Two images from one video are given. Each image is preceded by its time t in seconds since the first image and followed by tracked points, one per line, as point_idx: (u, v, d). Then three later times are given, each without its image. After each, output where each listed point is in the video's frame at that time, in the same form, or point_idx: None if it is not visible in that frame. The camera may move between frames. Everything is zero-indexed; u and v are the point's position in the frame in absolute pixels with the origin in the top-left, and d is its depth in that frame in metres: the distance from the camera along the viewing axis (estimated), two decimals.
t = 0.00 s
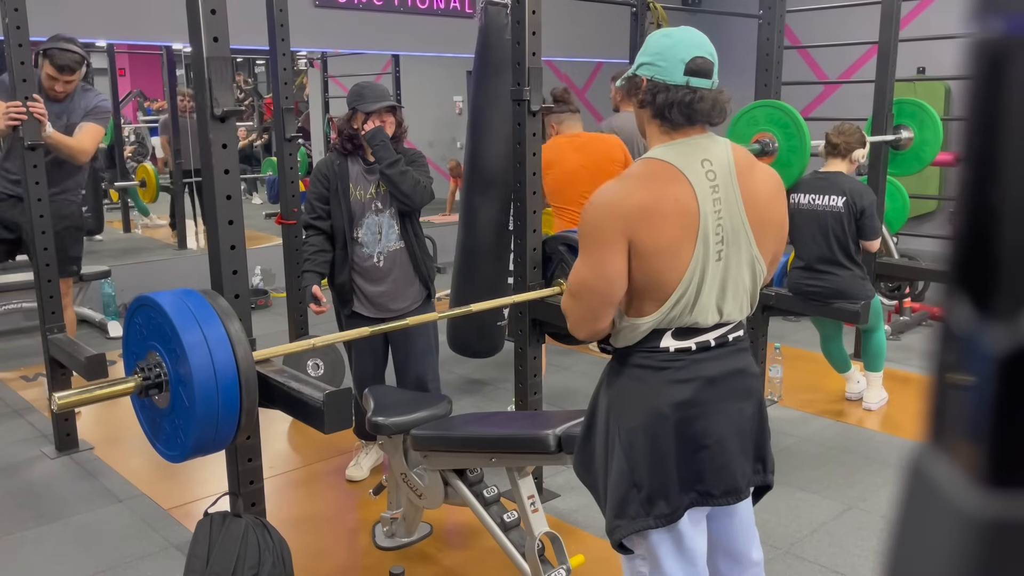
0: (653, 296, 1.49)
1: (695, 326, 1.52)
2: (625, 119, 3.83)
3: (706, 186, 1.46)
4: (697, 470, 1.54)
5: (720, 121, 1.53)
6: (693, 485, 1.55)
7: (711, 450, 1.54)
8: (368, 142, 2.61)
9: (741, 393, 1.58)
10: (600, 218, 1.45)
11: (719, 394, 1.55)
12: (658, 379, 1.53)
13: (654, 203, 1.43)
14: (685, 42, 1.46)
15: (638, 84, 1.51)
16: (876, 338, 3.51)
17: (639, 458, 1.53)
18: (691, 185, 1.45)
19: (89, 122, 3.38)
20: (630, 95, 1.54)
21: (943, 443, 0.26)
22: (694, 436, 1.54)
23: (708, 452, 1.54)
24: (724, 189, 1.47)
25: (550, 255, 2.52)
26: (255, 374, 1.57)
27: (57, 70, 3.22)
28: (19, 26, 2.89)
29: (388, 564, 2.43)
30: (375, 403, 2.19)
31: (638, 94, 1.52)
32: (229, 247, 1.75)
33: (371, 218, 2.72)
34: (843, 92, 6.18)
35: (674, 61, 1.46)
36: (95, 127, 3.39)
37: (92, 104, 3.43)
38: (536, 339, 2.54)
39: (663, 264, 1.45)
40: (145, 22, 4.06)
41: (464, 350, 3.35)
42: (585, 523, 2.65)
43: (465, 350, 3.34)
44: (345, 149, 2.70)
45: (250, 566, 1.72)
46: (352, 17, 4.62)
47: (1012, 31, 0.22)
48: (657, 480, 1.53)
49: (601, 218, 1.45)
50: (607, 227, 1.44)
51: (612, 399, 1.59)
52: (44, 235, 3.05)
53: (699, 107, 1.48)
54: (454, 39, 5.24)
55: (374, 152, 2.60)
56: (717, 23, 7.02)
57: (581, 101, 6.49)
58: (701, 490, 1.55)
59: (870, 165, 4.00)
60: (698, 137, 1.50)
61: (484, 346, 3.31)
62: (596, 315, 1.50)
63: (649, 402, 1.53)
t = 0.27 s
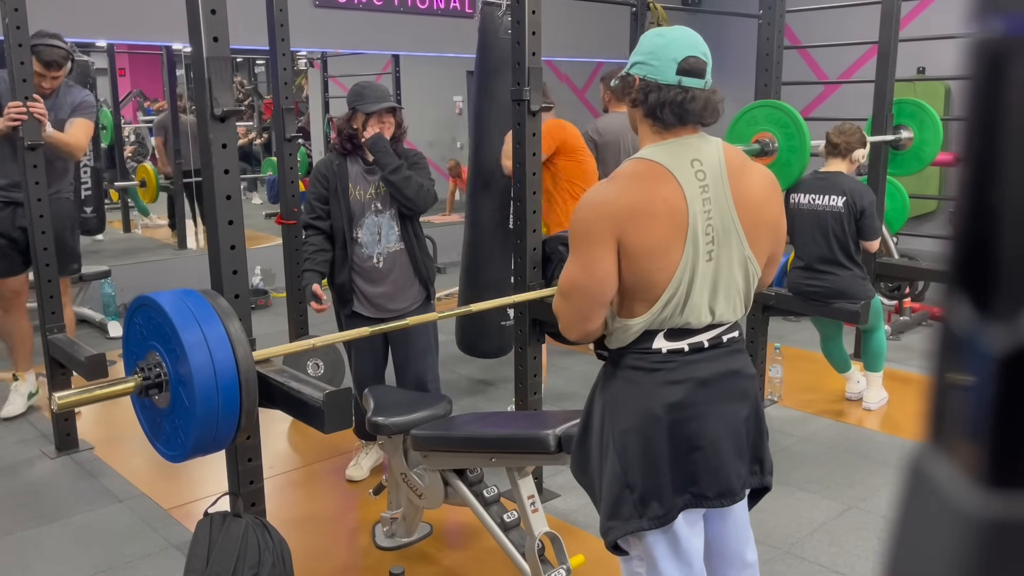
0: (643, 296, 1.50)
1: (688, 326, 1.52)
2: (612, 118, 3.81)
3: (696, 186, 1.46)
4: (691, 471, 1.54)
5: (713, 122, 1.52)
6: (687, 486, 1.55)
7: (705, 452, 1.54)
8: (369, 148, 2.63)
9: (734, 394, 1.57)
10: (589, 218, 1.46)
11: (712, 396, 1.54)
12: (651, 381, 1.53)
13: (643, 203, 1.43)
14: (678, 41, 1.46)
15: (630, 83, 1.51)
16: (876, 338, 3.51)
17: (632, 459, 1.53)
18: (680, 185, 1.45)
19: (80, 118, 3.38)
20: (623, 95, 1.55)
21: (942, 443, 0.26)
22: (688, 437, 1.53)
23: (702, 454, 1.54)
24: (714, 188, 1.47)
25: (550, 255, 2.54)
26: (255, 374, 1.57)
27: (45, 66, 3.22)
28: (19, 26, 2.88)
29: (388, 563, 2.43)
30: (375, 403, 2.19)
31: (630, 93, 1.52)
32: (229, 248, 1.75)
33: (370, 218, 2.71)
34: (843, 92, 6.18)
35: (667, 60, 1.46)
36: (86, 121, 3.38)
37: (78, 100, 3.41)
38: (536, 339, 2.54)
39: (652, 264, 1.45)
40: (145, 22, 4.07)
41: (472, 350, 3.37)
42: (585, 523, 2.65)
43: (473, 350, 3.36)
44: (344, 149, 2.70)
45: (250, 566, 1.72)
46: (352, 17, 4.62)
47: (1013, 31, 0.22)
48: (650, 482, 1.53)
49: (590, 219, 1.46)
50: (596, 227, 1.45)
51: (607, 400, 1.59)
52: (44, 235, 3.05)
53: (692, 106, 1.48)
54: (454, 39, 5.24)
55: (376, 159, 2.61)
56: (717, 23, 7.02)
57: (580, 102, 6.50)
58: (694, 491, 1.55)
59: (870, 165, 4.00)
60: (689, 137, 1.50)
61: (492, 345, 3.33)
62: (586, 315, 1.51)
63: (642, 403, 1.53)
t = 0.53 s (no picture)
0: (636, 297, 1.50)
1: (684, 327, 1.52)
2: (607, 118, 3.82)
3: (689, 187, 1.46)
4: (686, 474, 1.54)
5: (709, 123, 1.52)
6: (682, 489, 1.55)
7: (700, 454, 1.54)
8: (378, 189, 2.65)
9: (729, 397, 1.56)
10: (582, 219, 1.46)
11: (707, 398, 1.54)
12: (645, 382, 1.53)
13: (635, 205, 1.44)
14: (673, 42, 1.47)
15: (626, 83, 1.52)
16: (876, 338, 3.51)
17: (627, 462, 1.54)
18: (673, 186, 1.45)
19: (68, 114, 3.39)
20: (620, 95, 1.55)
21: (943, 443, 0.26)
22: (683, 439, 1.53)
23: (697, 456, 1.54)
24: (708, 189, 1.47)
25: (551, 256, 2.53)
26: (255, 374, 1.57)
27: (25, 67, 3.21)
28: (19, 26, 2.88)
29: (388, 564, 2.43)
30: (375, 403, 2.19)
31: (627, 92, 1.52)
32: (229, 247, 1.75)
33: (369, 219, 2.72)
34: (843, 92, 6.19)
35: (662, 61, 1.46)
36: (74, 117, 3.40)
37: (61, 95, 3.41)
38: (536, 339, 2.54)
39: (644, 266, 1.46)
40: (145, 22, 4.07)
41: (455, 348, 3.39)
42: (585, 523, 2.65)
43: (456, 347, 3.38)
44: (342, 149, 2.70)
45: (250, 566, 1.72)
46: (352, 17, 4.62)
47: (1012, 31, 0.22)
48: (645, 484, 1.52)
49: (583, 220, 1.47)
50: (588, 228, 1.46)
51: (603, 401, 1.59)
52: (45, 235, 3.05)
53: (687, 107, 1.47)
54: (454, 39, 5.24)
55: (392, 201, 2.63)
56: (716, 23, 7.03)
57: (581, 102, 6.50)
58: (690, 493, 1.55)
59: (870, 165, 4.00)
60: (684, 138, 1.50)
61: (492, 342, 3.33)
62: (579, 316, 1.52)
63: (636, 405, 1.53)
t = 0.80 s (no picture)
0: (639, 298, 1.51)
1: (689, 326, 1.52)
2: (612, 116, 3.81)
3: (692, 187, 1.46)
4: (688, 473, 1.54)
5: (714, 124, 1.52)
6: (684, 488, 1.55)
7: (703, 453, 1.54)
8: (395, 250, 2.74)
9: (732, 396, 1.57)
10: (586, 220, 1.47)
11: (711, 397, 1.54)
12: (648, 381, 1.53)
13: (639, 205, 1.44)
14: (685, 41, 1.47)
15: (635, 77, 1.52)
16: (876, 338, 3.51)
17: (630, 460, 1.53)
18: (676, 186, 1.45)
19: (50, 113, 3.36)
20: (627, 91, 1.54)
21: (943, 443, 0.26)
22: (686, 438, 1.53)
23: (700, 455, 1.54)
24: (711, 188, 1.47)
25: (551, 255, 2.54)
26: (255, 374, 1.57)
27: None
28: (19, 26, 2.88)
29: (388, 564, 2.43)
30: (375, 403, 2.19)
31: (634, 89, 1.52)
32: (229, 247, 1.74)
33: (370, 219, 2.72)
34: (843, 91, 6.19)
35: (672, 59, 1.46)
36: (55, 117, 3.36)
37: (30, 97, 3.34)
38: (536, 339, 2.54)
39: (648, 266, 1.46)
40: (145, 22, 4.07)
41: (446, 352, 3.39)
42: (585, 523, 2.65)
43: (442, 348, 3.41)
44: (342, 148, 2.70)
45: (250, 566, 1.72)
46: (352, 17, 4.63)
47: (1013, 31, 0.22)
48: (647, 483, 1.52)
49: (587, 221, 1.46)
50: (592, 229, 1.46)
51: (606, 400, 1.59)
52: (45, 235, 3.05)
53: (691, 108, 1.47)
54: (454, 39, 5.24)
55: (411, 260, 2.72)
56: (716, 23, 7.03)
57: (581, 102, 6.50)
58: (692, 493, 1.55)
59: (870, 165, 4.00)
60: (687, 137, 1.50)
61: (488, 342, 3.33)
62: (582, 317, 1.52)
63: (639, 404, 1.53)
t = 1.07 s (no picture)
0: (662, 296, 1.50)
1: (706, 322, 1.52)
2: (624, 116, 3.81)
3: (713, 186, 1.46)
4: (704, 466, 1.54)
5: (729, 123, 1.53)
6: (702, 480, 1.55)
7: (720, 446, 1.54)
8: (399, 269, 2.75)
9: (746, 390, 1.58)
10: (611, 219, 1.44)
11: (727, 391, 1.55)
12: (665, 376, 1.53)
13: (664, 204, 1.43)
14: (701, 41, 1.46)
15: (652, 78, 1.52)
16: (876, 338, 3.51)
17: (647, 454, 1.53)
18: (698, 185, 1.45)
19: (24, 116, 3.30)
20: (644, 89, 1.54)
21: (943, 443, 0.26)
22: (702, 431, 1.54)
23: (717, 449, 1.54)
24: (730, 187, 1.48)
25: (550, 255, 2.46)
26: (255, 374, 1.57)
27: None
28: (19, 26, 2.89)
29: (388, 564, 2.43)
30: (375, 403, 2.19)
31: (651, 88, 1.52)
32: (229, 247, 1.74)
33: (371, 219, 2.72)
34: (843, 91, 6.19)
35: (689, 59, 1.46)
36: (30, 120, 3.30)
37: None
38: (536, 339, 2.54)
39: (673, 265, 1.45)
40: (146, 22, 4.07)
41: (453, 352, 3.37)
42: (585, 523, 2.65)
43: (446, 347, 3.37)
44: (343, 148, 2.70)
45: (250, 567, 1.71)
46: (352, 17, 4.63)
47: (1011, 31, 0.22)
48: (665, 476, 1.53)
49: (612, 220, 1.44)
50: (617, 228, 1.44)
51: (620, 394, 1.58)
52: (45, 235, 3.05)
53: (709, 107, 1.47)
54: (454, 39, 5.25)
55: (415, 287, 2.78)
56: (716, 23, 7.03)
57: (581, 102, 6.50)
58: (709, 485, 1.55)
59: (870, 165, 4.00)
60: (705, 136, 1.50)
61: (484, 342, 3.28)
62: (606, 316, 1.51)
63: (657, 398, 1.53)
